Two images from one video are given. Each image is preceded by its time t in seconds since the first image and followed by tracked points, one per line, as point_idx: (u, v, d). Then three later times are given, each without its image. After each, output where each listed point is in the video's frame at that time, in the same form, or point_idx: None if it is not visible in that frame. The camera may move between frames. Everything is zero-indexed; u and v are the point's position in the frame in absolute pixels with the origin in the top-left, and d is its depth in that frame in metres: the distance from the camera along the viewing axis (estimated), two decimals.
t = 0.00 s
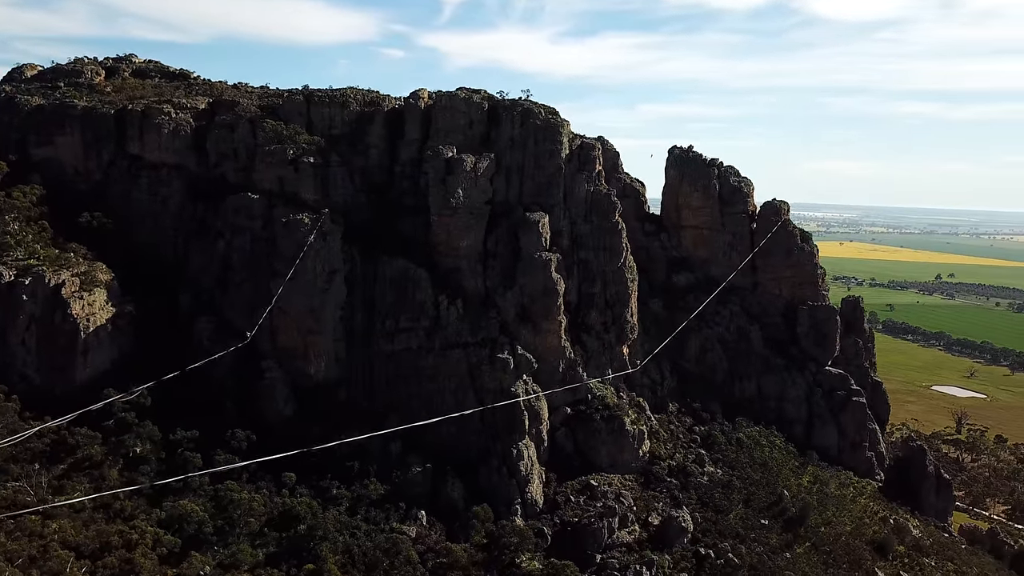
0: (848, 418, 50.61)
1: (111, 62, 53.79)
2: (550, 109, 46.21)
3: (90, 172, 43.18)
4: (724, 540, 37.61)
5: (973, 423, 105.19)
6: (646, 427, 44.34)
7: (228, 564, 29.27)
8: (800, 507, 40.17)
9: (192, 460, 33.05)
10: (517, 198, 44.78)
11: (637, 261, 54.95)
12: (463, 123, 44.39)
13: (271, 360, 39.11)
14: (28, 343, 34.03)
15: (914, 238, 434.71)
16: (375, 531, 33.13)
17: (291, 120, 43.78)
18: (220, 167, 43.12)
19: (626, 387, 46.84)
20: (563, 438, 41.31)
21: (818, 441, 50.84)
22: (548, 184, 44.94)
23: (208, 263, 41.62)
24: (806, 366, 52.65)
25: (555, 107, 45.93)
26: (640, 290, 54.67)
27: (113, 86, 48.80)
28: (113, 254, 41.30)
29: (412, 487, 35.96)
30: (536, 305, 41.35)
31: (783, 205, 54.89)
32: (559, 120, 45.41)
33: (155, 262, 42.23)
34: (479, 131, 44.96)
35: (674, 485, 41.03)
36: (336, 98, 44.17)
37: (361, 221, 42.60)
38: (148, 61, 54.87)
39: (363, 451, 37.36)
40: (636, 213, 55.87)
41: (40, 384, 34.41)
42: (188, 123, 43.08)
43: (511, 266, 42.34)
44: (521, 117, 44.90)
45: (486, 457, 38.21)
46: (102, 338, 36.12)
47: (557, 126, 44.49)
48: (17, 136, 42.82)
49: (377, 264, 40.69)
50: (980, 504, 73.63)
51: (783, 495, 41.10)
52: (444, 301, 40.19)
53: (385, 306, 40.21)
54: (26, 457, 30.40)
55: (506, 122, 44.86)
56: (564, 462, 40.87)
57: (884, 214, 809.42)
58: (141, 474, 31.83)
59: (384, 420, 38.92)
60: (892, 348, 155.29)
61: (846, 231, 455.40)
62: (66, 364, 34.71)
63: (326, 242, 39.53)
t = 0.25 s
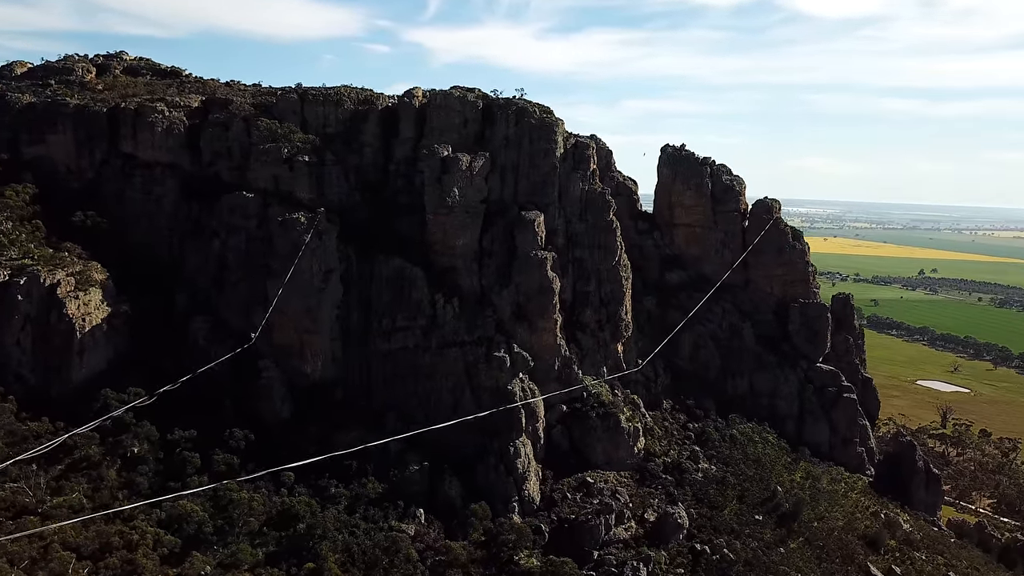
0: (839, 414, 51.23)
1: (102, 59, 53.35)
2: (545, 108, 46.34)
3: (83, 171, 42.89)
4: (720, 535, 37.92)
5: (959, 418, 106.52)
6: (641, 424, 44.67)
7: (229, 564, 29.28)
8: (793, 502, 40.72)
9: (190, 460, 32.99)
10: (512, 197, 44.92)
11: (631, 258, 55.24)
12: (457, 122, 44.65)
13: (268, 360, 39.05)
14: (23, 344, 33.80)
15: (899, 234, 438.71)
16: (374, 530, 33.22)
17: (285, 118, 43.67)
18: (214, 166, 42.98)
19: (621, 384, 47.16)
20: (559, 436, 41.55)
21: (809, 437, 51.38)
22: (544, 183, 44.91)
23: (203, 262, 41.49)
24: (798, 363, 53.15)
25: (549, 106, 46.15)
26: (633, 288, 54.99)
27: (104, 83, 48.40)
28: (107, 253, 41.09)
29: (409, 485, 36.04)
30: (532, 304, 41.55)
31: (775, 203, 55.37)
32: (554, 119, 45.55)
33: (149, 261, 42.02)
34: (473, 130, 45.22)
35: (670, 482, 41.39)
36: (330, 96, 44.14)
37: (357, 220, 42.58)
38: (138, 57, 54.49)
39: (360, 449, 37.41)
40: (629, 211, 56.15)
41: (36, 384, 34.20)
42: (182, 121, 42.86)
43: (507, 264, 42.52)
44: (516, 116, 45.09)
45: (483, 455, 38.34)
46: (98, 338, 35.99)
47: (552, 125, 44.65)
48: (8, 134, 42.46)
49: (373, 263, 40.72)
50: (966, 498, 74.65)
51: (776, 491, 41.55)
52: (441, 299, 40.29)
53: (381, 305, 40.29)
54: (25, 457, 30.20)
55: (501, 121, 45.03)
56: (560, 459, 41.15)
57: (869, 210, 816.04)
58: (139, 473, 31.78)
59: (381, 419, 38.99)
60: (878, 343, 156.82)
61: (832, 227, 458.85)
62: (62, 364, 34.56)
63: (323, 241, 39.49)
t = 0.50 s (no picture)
0: (831, 407, 51.86)
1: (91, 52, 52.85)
2: (539, 103, 46.42)
3: (75, 167, 42.56)
4: (715, 528, 38.36)
5: (944, 409, 107.94)
6: (636, 417, 45.06)
7: (229, 560, 29.37)
8: (786, 494, 41.09)
9: (189, 455, 32.93)
10: (507, 192, 45.00)
11: (624, 253, 55.49)
12: (452, 117, 44.67)
13: (265, 356, 39.01)
14: (19, 340, 33.57)
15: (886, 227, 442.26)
16: (373, 525, 33.37)
17: (279, 113, 43.52)
18: (208, 161, 42.78)
19: (615, 378, 47.51)
20: (555, 430, 41.82)
21: (801, 430, 51.93)
22: (539, 178, 45.01)
23: (198, 258, 41.32)
24: (790, 356, 53.66)
25: (544, 102, 46.27)
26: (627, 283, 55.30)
27: (95, 77, 47.96)
28: (101, 249, 40.90)
29: (408, 480, 36.33)
30: (528, 299, 41.76)
31: (766, 199, 55.89)
32: (548, 114, 45.63)
33: (143, 257, 41.81)
34: (468, 125, 45.28)
35: (665, 475, 41.80)
36: (324, 91, 44.05)
37: (353, 216, 42.48)
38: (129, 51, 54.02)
39: (358, 445, 37.47)
40: (622, 206, 56.40)
41: (32, 382, 33.99)
42: (175, 116, 42.59)
43: (502, 260, 42.67)
44: (510, 112, 45.10)
45: (480, 449, 38.51)
46: (94, 335, 35.86)
47: (547, 120, 44.74)
48: None
49: (369, 258, 40.70)
50: (953, 488, 75.80)
51: (770, 483, 42.03)
52: (438, 295, 40.37)
53: (378, 301, 40.31)
54: (23, 454, 30.11)
55: (495, 116, 45.06)
56: (557, 453, 41.51)
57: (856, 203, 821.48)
58: (138, 470, 31.78)
59: (379, 414, 39.03)
60: (865, 335, 158.41)
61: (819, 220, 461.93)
62: (57, 361, 34.41)
63: (319, 237, 39.43)
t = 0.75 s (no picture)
0: (823, 399, 52.47)
1: (82, 44, 52.32)
2: (534, 96, 46.47)
3: (68, 160, 42.21)
4: (710, 518, 38.76)
5: (932, 399, 109.23)
6: (632, 409, 45.44)
7: (230, 553, 29.50)
8: (780, 484, 41.65)
9: (188, 450, 33.00)
10: (503, 186, 45.06)
11: (619, 246, 55.68)
12: (447, 110, 44.62)
13: (262, 349, 39.03)
14: (15, 335, 33.35)
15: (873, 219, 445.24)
16: (373, 518, 33.52)
17: (274, 106, 43.33)
18: (202, 154, 42.52)
19: (611, 371, 47.84)
20: (552, 422, 42.08)
21: (793, 421, 52.57)
22: (535, 171, 45.15)
23: (193, 252, 41.11)
24: (783, 348, 54.15)
25: (539, 95, 46.33)
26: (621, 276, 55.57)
27: (87, 69, 47.51)
28: (95, 243, 40.67)
29: (406, 472, 36.69)
30: (524, 293, 41.95)
31: (760, 191, 56.09)
32: (544, 108, 45.69)
33: (138, 251, 41.58)
34: (463, 118, 45.20)
35: (660, 466, 42.17)
36: (319, 84, 43.92)
37: (349, 210, 42.41)
38: (120, 43, 53.52)
39: (357, 438, 37.60)
40: (616, 199, 56.58)
41: (28, 376, 33.78)
42: (169, 109, 42.27)
43: (499, 253, 42.78)
44: (506, 105, 45.11)
45: (478, 442, 38.69)
46: (90, 329, 35.73)
47: (542, 113, 44.81)
48: None
49: (366, 252, 40.67)
50: (940, 477, 76.90)
51: (764, 474, 42.50)
52: (435, 288, 40.45)
53: (374, 295, 40.24)
54: (22, 449, 30.09)
55: (491, 110, 45.05)
56: (554, 446, 41.75)
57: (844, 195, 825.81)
58: (137, 464, 31.79)
59: (376, 407, 39.08)
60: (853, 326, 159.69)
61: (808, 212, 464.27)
62: (54, 355, 34.24)
63: (316, 231, 39.36)
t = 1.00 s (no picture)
0: (815, 388, 52.95)
1: (73, 33, 51.75)
2: (530, 88, 46.45)
3: (61, 151, 41.88)
4: (706, 507, 39.19)
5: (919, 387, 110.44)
6: (627, 399, 45.84)
7: (231, 545, 29.62)
8: (774, 473, 42.11)
9: (188, 443, 33.12)
10: (499, 177, 45.09)
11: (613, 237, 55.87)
12: (443, 101, 44.49)
13: (259, 341, 39.04)
14: (11, 328, 33.16)
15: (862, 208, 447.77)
16: (372, 509, 33.67)
17: (268, 97, 43.10)
18: (196, 146, 42.16)
19: (606, 362, 48.14)
20: (548, 413, 42.32)
21: (786, 411, 53.00)
22: (530, 163, 45.18)
23: (188, 244, 40.88)
24: (775, 339, 54.58)
25: (535, 87, 46.30)
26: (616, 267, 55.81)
27: (78, 59, 47.00)
28: (90, 235, 40.45)
29: (405, 464, 36.98)
30: (521, 284, 42.09)
31: (753, 182, 56.37)
32: (539, 99, 45.70)
33: (133, 242, 41.34)
34: (459, 109, 45.11)
35: (656, 456, 42.55)
36: (313, 75, 43.73)
37: (345, 201, 42.34)
38: (110, 33, 52.97)
39: (355, 429, 37.72)
40: (611, 190, 56.71)
41: (25, 370, 33.65)
42: (163, 100, 41.90)
43: (495, 245, 42.85)
44: (501, 96, 45.10)
45: (475, 433, 38.86)
46: (87, 322, 35.63)
47: (538, 105, 44.80)
48: None
49: (363, 244, 40.65)
50: (929, 465, 77.93)
51: (758, 463, 42.94)
52: (431, 280, 40.50)
53: (371, 287, 40.26)
54: (21, 443, 30.03)
55: (486, 101, 45.01)
56: (550, 436, 41.96)
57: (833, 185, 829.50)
58: (136, 457, 31.82)
59: (374, 399, 39.19)
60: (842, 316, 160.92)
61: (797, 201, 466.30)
62: (51, 348, 34.12)
63: (312, 223, 39.27)
